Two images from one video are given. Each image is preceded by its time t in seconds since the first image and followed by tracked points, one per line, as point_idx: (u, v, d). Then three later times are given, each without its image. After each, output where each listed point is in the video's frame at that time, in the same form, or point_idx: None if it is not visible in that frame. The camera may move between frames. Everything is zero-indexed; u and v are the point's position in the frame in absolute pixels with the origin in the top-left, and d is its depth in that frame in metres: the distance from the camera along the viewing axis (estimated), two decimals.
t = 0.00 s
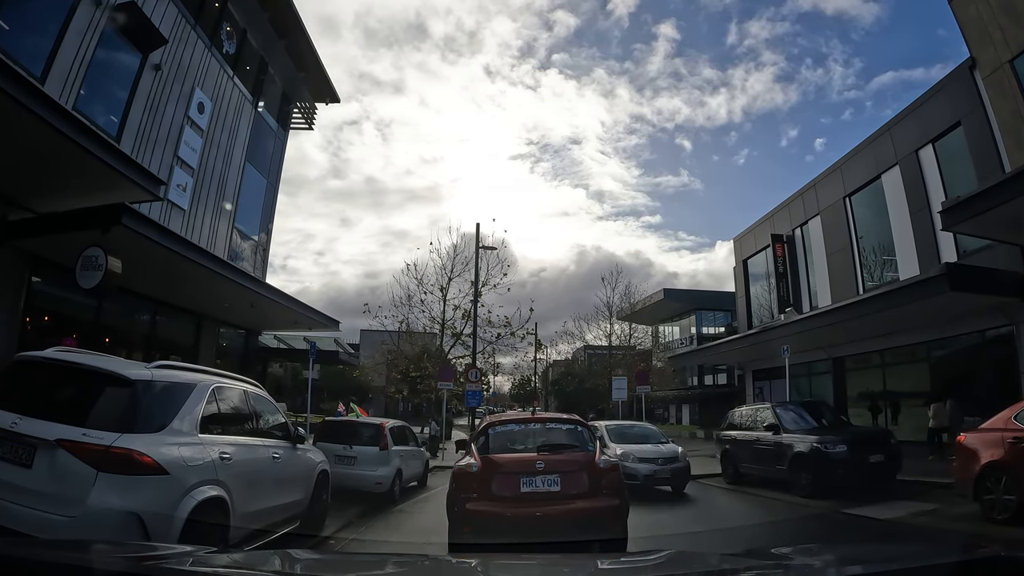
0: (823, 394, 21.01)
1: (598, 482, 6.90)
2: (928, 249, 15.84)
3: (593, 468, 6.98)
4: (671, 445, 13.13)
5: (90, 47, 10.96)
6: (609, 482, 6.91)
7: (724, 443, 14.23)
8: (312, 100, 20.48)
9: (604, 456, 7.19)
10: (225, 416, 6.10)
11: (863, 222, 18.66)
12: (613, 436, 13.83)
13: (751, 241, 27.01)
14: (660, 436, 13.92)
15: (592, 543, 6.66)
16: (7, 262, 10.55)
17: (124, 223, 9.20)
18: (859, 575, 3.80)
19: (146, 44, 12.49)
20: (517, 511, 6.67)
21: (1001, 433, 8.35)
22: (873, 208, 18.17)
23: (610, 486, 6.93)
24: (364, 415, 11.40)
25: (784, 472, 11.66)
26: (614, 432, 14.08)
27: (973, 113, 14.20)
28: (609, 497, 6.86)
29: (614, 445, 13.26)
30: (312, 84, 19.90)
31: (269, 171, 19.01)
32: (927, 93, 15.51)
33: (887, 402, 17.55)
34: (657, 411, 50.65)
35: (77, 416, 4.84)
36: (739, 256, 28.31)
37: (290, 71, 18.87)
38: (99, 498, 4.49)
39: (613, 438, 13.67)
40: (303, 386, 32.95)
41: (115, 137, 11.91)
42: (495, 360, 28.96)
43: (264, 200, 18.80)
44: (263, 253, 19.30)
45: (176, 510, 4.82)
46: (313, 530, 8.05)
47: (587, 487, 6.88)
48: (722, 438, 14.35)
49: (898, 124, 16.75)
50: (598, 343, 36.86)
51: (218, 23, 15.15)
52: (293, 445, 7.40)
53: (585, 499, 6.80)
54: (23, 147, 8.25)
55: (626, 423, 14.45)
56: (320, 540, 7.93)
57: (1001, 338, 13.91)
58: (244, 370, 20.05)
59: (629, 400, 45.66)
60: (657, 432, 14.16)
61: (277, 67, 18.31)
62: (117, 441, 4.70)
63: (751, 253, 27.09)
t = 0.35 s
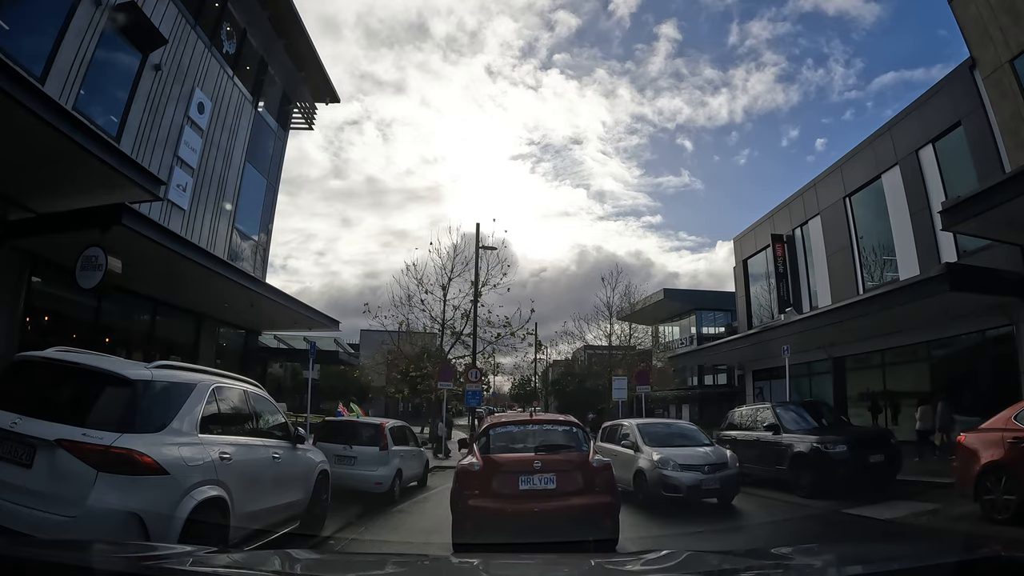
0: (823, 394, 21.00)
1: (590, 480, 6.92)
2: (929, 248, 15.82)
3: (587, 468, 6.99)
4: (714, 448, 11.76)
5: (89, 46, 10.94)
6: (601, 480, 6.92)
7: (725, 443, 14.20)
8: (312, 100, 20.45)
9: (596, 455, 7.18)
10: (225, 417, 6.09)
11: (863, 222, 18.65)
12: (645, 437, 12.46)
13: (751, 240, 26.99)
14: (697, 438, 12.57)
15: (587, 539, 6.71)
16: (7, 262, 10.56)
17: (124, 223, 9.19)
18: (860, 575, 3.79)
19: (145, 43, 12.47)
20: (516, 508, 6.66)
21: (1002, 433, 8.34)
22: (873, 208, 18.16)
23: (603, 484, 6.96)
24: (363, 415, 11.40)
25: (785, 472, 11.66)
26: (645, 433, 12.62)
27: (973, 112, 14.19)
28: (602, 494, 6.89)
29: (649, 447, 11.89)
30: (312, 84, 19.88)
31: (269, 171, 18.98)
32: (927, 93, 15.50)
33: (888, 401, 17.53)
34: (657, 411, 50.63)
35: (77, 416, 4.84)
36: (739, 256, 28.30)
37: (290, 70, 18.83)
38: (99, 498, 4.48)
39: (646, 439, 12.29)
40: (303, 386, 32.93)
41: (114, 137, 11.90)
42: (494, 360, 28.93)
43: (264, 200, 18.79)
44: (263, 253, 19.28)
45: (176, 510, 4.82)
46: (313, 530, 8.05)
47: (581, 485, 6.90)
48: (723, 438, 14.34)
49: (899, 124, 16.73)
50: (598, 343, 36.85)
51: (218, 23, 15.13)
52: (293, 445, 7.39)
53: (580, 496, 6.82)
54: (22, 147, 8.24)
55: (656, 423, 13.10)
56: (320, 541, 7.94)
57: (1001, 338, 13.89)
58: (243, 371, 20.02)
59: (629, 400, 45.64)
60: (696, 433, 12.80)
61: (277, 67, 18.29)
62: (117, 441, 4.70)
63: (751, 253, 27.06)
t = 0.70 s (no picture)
0: (823, 394, 20.99)
1: (581, 473, 6.96)
2: (929, 248, 15.81)
3: (579, 463, 7.03)
4: (773, 450, 9.91)
5: (89, 47, 10.94)
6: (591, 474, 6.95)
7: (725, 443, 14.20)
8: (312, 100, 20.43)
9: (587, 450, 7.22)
10: (225, 416, 6.09)
11: (863, 222, 18.65)
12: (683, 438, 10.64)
13: (752, 240, 26.97)
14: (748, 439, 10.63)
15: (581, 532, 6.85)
16: (7, 262, 10.56)
17: (124, 223, 9.19)
18: None
19: (145, 43, 12.46)
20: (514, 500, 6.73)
21: (1002, 433, 8.34)
22: (874, 208, 18.14)
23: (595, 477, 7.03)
24: (363, 415, 11.39)
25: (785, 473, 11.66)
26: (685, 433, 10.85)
27: (973, 112, 14.18)
28: (592, 488, 6.95)
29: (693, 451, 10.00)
30: (312, 84, 19.87)
31: (269, 171, 18.97)
32: (928, 93, 15.50)
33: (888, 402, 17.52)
34: (657, 411, 50.62)
35: (77, 416, 4.83)
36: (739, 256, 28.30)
37: (290, 71, 18.82)
38: (98, 499, 4.47)
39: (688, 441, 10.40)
40: (304, 386, 32.92)
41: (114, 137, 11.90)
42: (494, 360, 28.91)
43: (264, 200, 18.78)
44: (263, 253, 19.27)
45: (176, 510, 4.83)
46: (314, 530, 8.06)
47: (573, 479, 6.96)
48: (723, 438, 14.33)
49: (899, 124, 16.72)
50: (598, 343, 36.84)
51: (218, 23, 15.12)
52: (293, 445, 7.38)
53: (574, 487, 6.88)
54: (23, 147, 8.24)
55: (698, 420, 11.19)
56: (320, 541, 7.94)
57: (1001, 338, 13.89)
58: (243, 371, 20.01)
59: (629, 400, 45.63)
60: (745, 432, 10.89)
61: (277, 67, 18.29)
62: (117, 441, 4.70)
63: (751, 253, 27.05)
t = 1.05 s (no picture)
0: (823, 394, 20.98)
1: (571, 466, 8.09)
2: (929, 248, 15.80)
3: (569, 457, 8.15)
4: (874, 452, 7.42)
5: (89, 47, 10.94)
6: (580, 466, 8.07)
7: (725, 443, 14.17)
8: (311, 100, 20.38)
9: (576, 445, 8.35)
10: (225, 416, 6.10)
11: (863, 222, 18.64)
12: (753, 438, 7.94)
13: (752, 240, 26.97)
14: (835, 438, 8.06)
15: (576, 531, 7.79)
16: (7, 262, 10.56)
17: (124, 223, 9.18)
18: None
19: (145, 43, 12.44)
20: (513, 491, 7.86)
21: (1003, 433, 8.33)
22: (874, 208, 18.13)
23: (583, 470, 8.17)
24: (363, 415, 11.39)
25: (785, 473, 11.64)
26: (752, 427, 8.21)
27: (974, 112, 14.17)
28: (582, 478, 8.10)
29: (771, 458, 7.36)
30: (312, 84, 19.85)
31: (269, 171, 18.94)
32: (927, 93, 15.51)
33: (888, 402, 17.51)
34: (657, 411, 50.62)
35: (77, 415, 4.83)
36: (739, 256, 28.29)
37: (290, 70, 18.80)
38: (98, 499, 4.47)
39: (762, 442, 7.76)
40: (304, 386, 32.92)
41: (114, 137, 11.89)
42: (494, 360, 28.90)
43: (264, 200, 18.77)
44: (263, 253, 19.26)
45: (176, 510, 4.83)
46: (314, 530, 8.06)
47: (564, 472, 8.08)
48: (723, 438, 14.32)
49: (899, 124, 16.71)
50: (597, 343, 36.84)
51: (218, 23, 15.11)
52: (293, 445, 7.38)
53: (565, 478, 8.03)
54: (23, 147, 8.24)
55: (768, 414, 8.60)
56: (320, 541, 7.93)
57: (1002, 338, 13.88)
58: (243, 371, 19.98)
59: (629, 400, 45.64)
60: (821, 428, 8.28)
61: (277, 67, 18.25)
62: (116, 441, 4.70)
63: (752, 253, 27.02)
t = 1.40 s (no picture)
0: (824, 394, 20.92)
1: (565, 461, 9.52)
2: (930, 247, 15.73)
3: (562, 454, 9.60)
4: None
5: (87, 45, 10.88)
6: (573, 461, 9.50)
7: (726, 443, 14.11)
8: (310, 99, 20.28)
9: (567, 440, 9.67)
10: (222, 416, 6.05)
11: (864, 221, 18.60)
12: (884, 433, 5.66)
13: (752, 240, 26.91)
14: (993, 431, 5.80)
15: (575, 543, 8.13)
16: (5, 261, 10.51)
17: (121, 222, 9.11)
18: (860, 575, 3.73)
19: (144, 42, 12.39)
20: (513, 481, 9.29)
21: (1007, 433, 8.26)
22: (875, 207, 18.07)
23: (575, 464, 9.62)
24: (362, 416, 11.34)
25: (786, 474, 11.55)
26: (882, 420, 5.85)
27: (975, 111, 14.11)
28: (574, 472, 9.53)
29: (929, 465, 5.06)
30: (311, 84, 19.78)
31: (268, 170, 18.87)
32: (928, 92, 15.47)
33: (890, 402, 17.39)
34: (656, 411, 50.56)
35: (71, 415, 4.79)
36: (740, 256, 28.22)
37: (289, 70, 18.74)
38: (90, 499, 4.42)
39: (904, 441, 5.41)
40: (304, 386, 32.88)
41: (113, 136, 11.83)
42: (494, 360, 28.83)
43: (263, 200, 18.70)
44: (262, 253, 19.19)
45: (170, 510, 4.78)
46: (313, 530, 8.03)
47: (558, 465, 9.53)
48: (725, 439, 14.26)
49: (900, 123, 16.65)
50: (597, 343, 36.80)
51: (217, 22, 15.06)
52: (291, 445, 7.34)
53: (560, 471, 9.46)
54: (19, 145, 8.18)
55: (902, 406, 6.03)
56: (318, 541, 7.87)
57: (1004, 337, 13.80)
58: (242, 371, 19.92)
59: (629, 400, 45.58)
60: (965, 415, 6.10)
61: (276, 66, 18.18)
62: (108, 441, 4.65)
63: (752, 253, 26.96)
